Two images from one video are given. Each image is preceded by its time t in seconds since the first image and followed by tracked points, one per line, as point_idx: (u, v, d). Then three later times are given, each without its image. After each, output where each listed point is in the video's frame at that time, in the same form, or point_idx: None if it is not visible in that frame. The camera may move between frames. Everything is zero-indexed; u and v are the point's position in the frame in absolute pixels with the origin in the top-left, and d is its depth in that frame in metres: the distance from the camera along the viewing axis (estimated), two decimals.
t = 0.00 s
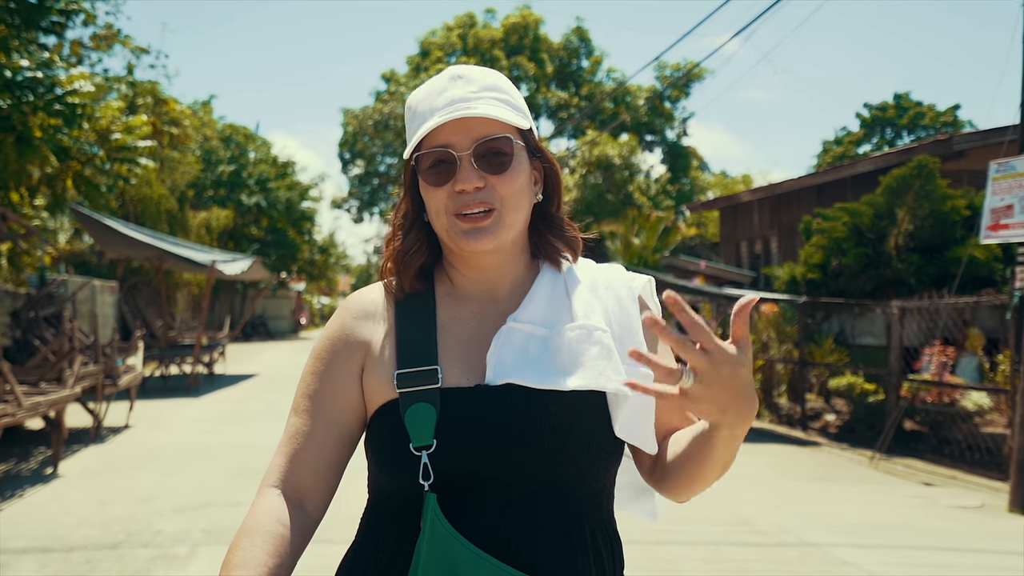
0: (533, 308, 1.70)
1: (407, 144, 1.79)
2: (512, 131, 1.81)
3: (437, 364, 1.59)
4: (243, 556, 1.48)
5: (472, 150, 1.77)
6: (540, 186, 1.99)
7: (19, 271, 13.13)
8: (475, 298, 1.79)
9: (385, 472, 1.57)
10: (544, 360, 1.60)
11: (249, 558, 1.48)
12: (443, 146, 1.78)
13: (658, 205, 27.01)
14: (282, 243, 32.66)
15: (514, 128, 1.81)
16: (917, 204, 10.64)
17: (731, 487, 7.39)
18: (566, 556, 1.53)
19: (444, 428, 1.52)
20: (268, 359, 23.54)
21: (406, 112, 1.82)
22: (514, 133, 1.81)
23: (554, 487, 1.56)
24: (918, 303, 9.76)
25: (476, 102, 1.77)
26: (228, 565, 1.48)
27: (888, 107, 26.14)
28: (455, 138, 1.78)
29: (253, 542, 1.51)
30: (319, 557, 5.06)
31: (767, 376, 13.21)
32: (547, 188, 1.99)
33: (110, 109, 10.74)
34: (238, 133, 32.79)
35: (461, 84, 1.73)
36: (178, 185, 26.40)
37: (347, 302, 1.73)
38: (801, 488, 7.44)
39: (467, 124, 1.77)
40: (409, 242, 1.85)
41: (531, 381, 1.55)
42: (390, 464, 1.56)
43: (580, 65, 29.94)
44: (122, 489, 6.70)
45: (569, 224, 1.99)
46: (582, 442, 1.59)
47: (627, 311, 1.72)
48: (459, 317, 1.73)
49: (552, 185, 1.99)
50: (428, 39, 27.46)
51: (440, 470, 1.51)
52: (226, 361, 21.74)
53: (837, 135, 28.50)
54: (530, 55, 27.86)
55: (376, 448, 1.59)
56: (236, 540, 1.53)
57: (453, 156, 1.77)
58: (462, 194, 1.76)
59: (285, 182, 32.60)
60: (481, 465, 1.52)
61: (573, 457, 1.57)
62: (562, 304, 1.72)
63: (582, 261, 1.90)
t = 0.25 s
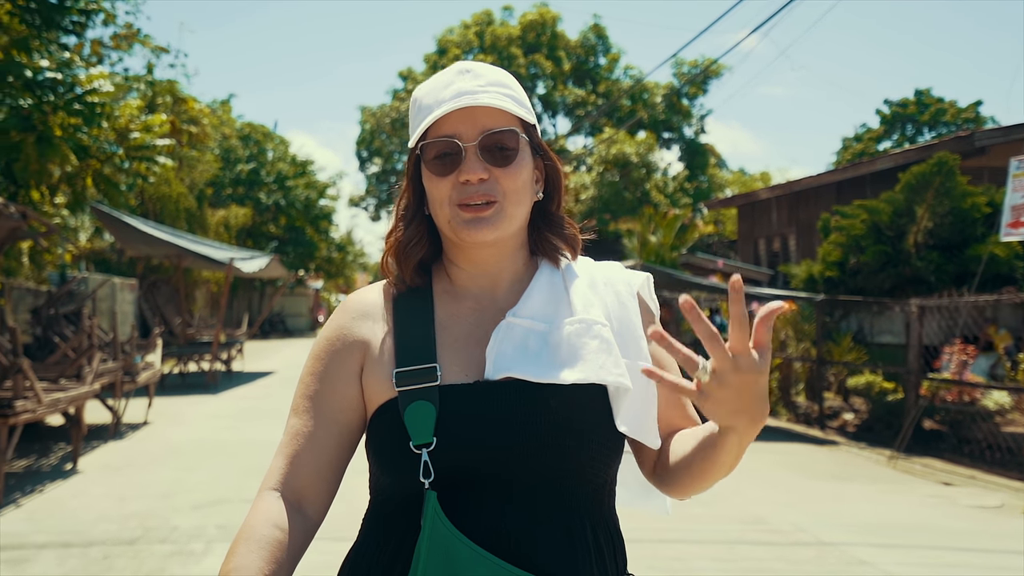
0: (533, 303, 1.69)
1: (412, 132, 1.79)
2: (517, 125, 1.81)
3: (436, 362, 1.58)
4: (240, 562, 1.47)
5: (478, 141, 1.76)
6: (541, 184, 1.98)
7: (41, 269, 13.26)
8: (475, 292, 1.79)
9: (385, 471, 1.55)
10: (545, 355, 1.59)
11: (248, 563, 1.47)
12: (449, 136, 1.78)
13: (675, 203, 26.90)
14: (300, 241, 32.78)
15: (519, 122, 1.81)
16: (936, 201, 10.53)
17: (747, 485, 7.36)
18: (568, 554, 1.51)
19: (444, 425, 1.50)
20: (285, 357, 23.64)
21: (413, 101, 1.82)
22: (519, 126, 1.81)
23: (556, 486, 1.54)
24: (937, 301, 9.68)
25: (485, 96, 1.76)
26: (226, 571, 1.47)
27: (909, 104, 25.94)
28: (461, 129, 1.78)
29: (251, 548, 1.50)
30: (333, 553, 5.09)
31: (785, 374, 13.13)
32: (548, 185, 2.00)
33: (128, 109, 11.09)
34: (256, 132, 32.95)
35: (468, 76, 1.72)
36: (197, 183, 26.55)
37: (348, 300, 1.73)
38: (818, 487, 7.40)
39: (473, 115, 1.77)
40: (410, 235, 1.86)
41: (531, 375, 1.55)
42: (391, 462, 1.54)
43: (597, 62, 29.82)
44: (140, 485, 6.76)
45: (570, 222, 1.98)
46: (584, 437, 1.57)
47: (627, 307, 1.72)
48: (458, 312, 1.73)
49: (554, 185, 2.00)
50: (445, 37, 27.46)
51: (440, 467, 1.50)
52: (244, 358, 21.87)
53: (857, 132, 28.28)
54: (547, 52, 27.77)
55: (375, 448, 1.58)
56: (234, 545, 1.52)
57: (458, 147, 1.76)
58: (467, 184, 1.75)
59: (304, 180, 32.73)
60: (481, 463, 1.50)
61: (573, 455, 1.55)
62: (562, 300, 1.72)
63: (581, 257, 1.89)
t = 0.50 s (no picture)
0: (539, 303, 1.67)
1: (436, 122, 1.77)
2: (543, 125, 1.81)
3: (440, 364, 1.57)
4: (248, 562, 1.49)
5: (502, 138, 1.76)
6: (556, 189, 1.97)
7: (67, 268, 13.41)
8: (483, 288, 1.78)
9: (390, 473, 1.55)
10: (548, 359, 1.57)
11: (256, 563, 1.49)
12: (474, 130, 1.77)
13: (698, 201, 26.74)
14: (323, 240, 32.90)
15: (544, 122, 1.80)
16: (963, 199, 10.40)
17: (769, 486, 7.31)
18: (572, 556, 1.51)
19: (447, 427, 1.50)
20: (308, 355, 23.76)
21: (439, 89, 1.81)
22: (543, 127, 1.81)
23: (561, 487, 1.54)
24: (962, 300, 9.57)
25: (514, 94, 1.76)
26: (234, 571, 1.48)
27: (936, 100, 25.63)
28: (488, 124, 1.77)
29: (259, 547, 1.51)
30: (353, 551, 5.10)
31: (808, 374, 13.04)
32: (562, 188, 1.98)
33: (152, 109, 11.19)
34: (280, 132, 33.11)
35: (498, 71, 1.72)
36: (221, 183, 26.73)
37: (357, 297, 1.72)
38: (841, 488, 7.34)
39: (500, 111, 1.77)
40: (426, 226, 1.84)
41: (534, 379, 1.53)
42: (396, 464, 1.54)
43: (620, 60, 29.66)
44: (163, 482, 6.82)
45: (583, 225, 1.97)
46: (587, 439, 1.57)
47: (634, 311, 1.70)
48: (464, 309, 1.72)
49: (568, 190, 1.98)
50: (467, 36, 27.44)
51: (444, 470, 1.49)
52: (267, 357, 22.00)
53: (882, 129, 27.99)
54: (569, 51, 27.67)
55: (379, 449, 1.58)
56: (242, 544, 1.53)
57: (483, 141, 1.75)
58: (489, 179, 1.74)
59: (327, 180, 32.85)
60: (485, 465, 1.50)
61: (577, 456, 1.55)
62: (567, 301, 1.69)
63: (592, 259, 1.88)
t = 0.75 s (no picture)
0: (546, 302, 1.68)
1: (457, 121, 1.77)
2: (563, 135, 1.82)
3: (448, 362, 1.58)
4: (260, 556, 1.50)
5: (523, 146, 1.77)
6: (567, 193, 1.97)
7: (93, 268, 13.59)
8: (492, 289, 1.79)
9: (397, 469, 1.56)
10: (554, 357, 1.58)
11: (267, 557, 1.50)
12: (495, 134, 1.77)
13: (721, 200, 26.60)
14: (345, 240, 33.04)
15: (564, 132, 1.82)
16: (990, 197, 10.27)
17: (790, 486, 7.27)
18: (578, 553, 1.51)
19: (454, 424, 1.51)
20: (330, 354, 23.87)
21: (459, 88, 1.80)
22: (562, 136, 1.82)
23: (565, 485, 1.54)
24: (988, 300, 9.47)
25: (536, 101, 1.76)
26: (246, 566, 1.49)
27: (964, 97, 25.32)
28: (509, 130, 1.77)
29: (270, 542, 1.52)
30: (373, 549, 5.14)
31: (831, 374, 12.94)
32: (573, 193, 1.99)
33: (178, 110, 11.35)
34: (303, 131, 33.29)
35: (521, 78, 1.73)
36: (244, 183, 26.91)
37: (368, 295, 1.73)
38: (863, 488, 7.28)
39: (522, 119, 1.77)
40: (441, 224, 1.84)
41: (540, 376, 1.54)
42: (403, 460, 1.55)
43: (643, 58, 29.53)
44: (186, 479, 6.89)
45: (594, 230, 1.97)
46: (593, 436, 1.57)
47: (642, 310, 1.70)
48: (472, 310, 1.73)
49: (580, 194, 1.98)
50: (489, 35, 27.44)
51: (450, 466, 1.50)
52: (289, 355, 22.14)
53: (909, 126, 27.68)
54: (592, 49, 27.57)
55: (388, 446, 1.59)
56: (252, 539, 1.55)
57: (504, 146, 1.76)
58: (507, 185, 1.74)
59: (351, 180, 32.98)
60: (490, 461, 1.51)
61: (580, 453, 1.55)
62: (576, 301, 1.70)
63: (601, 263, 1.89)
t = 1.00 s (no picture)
0: (551, 298, 1.69)
1: (466, 120, 1.78)
2: (569, 135, 1.82)
3: (453, 356, 1.59)
4: (265, 546, 1.52)
5: (530, 145, 1.77)
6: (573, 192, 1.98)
7: (113, 265, 13.72)
8: (497, 287, 1.79)
9: (402, 462, 1.57)
10: (558, 354, 1.58)
11: (272, 548, 1.52)
12: (502, 133, 1.77)
13: (740, 199, 26.47)
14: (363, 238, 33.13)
15: (570, 132, 1.82)
16: (1010, 196, 10.17)
17: (805, 487, 7.23)
18: (578, 548, 1.52)
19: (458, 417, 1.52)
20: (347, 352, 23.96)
21: (468, 88, 1.81)
22: (569, 137, 1.83)
23: (567, 479, 1.54)
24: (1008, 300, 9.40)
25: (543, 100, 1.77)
26: (251, 555, 1.51)
27: (987, 95, 25.03)
28: (516, 129, 1.78)
29: (276, 533, 1.54)
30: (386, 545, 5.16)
31: (850, 374, 12.86)
32: (579, 194, 1.99)
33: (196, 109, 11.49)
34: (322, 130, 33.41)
35: (529, 79, 1.74)
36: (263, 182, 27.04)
37: (375, 291, 1.75)
38: (879, 490, 7.24)
39: (529, 118, 1.78)
40: (449, 223, 1.86)
41: (543, 371, 1.55)
42: (408, 453, 1.57)
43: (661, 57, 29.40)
44: (203, 475, 6.95)
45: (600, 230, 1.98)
46: (596, 430, 1.57)
47: (645, 308, 1.70)
48: (478, 307, 1.74)
49: (585, 196, 1.99)
50: (508, 33, 27.42)
51: (453, 460, 1.51)
52: (307, 353, 22.24)
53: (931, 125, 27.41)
54: (610, 48, 27.47)
55: (392, 439, 1.60)
56: (259, 529, 1.57)
57: (510, 145, 1.76)
58: (514, 183, 1.75)
59: (369, 179, 33.06)
60: (492, 456, 1.51)
61: (582, 448, 1.56)
62: (581, 298, 1.70)
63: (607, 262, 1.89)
